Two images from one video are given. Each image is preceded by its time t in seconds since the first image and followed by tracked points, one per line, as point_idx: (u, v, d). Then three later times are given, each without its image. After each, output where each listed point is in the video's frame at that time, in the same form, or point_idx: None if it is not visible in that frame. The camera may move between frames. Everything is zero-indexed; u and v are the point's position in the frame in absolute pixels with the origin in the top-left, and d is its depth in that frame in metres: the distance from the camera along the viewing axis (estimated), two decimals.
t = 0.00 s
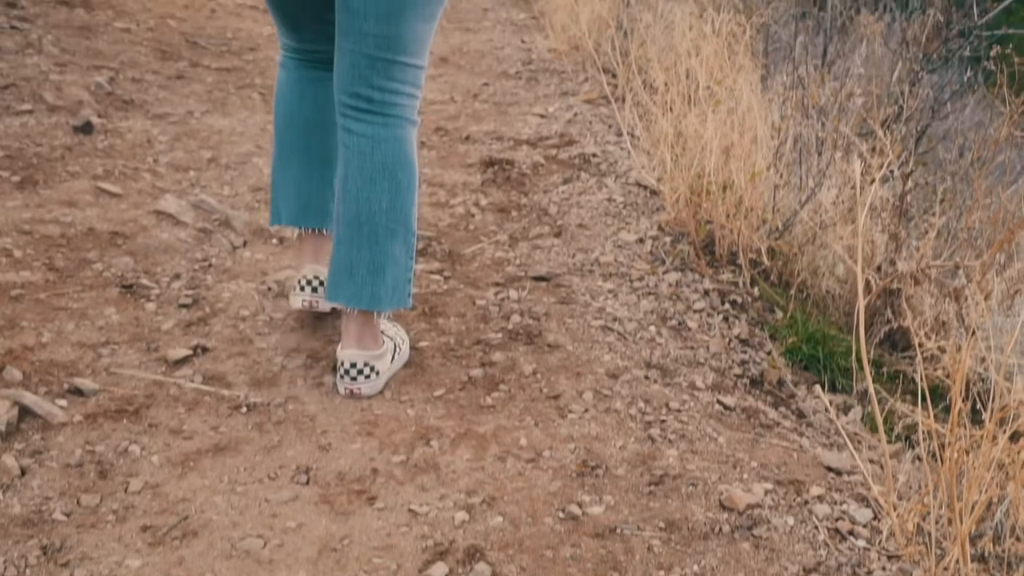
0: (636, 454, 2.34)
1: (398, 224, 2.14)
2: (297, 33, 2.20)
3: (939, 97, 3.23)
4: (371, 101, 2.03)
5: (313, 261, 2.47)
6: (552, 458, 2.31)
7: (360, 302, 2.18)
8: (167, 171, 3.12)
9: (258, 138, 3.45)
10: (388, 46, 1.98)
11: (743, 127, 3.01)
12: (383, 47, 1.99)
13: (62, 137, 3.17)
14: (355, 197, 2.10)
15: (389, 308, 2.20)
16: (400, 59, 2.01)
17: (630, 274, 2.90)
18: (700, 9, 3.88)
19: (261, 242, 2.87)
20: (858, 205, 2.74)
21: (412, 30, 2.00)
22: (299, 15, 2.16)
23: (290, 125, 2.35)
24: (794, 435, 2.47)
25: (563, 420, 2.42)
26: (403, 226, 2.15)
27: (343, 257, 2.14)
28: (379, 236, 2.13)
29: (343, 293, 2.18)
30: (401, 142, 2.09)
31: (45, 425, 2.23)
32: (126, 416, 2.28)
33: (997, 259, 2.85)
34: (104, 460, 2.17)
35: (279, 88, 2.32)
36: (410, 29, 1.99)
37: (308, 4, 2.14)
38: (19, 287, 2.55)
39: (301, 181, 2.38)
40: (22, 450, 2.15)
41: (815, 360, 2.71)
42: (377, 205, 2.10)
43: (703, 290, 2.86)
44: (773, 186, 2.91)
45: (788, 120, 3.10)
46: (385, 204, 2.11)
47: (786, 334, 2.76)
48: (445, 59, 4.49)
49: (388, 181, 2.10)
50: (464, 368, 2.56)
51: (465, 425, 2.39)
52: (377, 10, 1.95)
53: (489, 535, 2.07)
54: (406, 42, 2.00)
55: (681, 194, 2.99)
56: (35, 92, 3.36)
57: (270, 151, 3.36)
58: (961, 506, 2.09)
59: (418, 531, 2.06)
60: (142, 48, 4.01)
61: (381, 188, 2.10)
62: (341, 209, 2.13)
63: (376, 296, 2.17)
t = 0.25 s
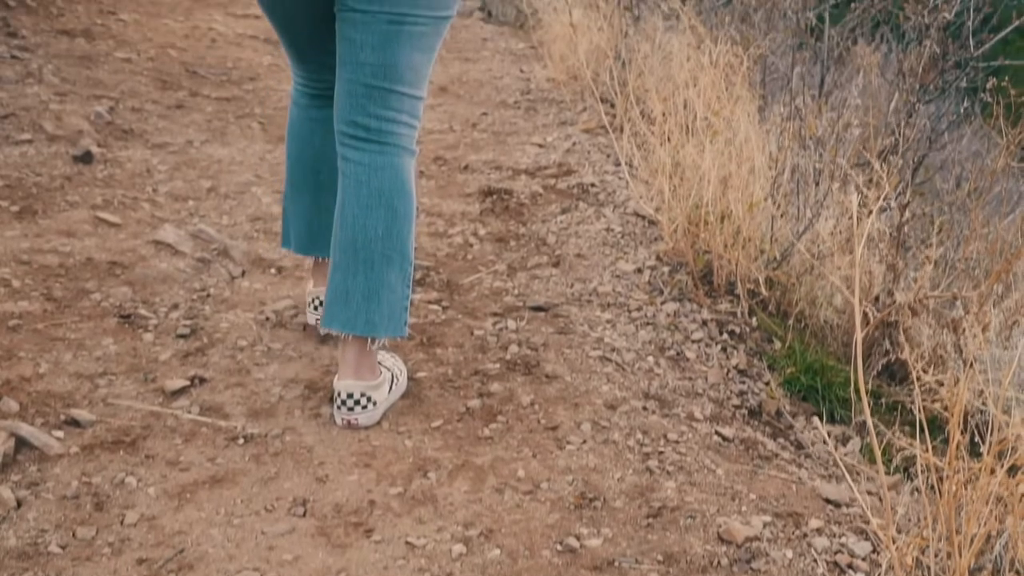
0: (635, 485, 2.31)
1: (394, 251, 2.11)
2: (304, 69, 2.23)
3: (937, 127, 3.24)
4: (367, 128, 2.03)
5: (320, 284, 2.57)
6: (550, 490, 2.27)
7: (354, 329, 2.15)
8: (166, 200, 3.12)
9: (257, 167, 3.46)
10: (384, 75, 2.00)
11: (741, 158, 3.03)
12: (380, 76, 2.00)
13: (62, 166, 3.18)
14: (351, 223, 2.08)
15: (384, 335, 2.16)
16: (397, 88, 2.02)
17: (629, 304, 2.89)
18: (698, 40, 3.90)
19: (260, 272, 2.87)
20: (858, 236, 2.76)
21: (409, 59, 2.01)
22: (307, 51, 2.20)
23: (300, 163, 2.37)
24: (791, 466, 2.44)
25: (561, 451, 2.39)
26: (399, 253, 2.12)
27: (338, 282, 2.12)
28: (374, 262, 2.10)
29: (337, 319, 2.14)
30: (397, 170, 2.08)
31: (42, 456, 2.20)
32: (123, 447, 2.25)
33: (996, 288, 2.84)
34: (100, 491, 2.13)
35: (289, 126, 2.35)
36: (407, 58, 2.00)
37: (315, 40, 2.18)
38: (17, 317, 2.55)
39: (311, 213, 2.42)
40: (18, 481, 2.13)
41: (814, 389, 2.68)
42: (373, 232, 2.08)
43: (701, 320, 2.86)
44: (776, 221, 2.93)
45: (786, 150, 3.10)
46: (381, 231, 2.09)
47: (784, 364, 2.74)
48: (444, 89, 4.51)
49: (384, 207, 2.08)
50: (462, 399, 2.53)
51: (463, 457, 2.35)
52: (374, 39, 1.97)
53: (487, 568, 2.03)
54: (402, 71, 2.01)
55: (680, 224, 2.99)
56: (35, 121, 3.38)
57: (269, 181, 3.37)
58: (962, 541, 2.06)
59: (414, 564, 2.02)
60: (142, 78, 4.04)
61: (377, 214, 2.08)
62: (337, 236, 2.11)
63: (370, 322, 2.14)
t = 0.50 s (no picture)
0: (633, 517, 2.28)
1: (390, 278, 2.09)
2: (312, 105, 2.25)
3: (934, 156, 3.24)
4: (365, 155, 2.02)
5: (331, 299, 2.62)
6: (548, 521, 2.24)
7: (349, 356, 2.11)
8: (165, 230, 3.13)
9: (256, 197, 3.47)
10: (382, 104, 2.00)
11: (738, 188, 3.03)
12: (378, 104, 2.00)
13: (61, 195, 3.18)
14: (349, 250, 2.06)
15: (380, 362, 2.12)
16: (395, 117, 2.02)
17: (627, 333, 2.89)
18: (695, 70, 3.92)
19: (258, 301, 2.87)
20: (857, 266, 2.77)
21: (407, 89, 2.01)
22: (314, 87, 2.22)
23: (309, 200, 2.38)
24: (791, 497, 2.42)
25: (559, 483, 2.36)
26: (396, 280, 2.09)
27: (334, 309, 2.09)
28: (370, 288, 2.07)
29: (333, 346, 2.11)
30: (394, 198, 2.06)
31: (38, 487, 2.17)
32: (119, 478, 2.22)
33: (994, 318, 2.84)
34: (97, 523, 2.10)
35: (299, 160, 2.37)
36: (404, 87, 2.00)
37: (322, 76, 2.20)
38: (14, 347, 2.54)
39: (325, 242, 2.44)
40: (14, 513, 2.09)
41: (813, 419, 2.68)
42: (369, 258, 2.06)
43: (699, 349, 2.85)
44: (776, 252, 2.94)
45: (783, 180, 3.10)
46: (377, 257, 2.07)
47: (783, 395, 2.73)
48: (443, 117, 4.53)
49: (381, 234, 2.06)
50: (459, 429, 2.51)
51: (461, 488, 2.32)
52: (373, 68, 1.98)
53: None
54: (400, 100, 2.01)
55: (677, 254, 3.00)
56: (35, 151, 3.39)
57: (267, 210, 3.38)
58: None
59: None
60: (142, 107, 4.05)
61: (374, 241, 2.07)
62: (334, 263, 2.09)
63: (366, 348, 2.10)
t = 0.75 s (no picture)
0: (631, 548, 2.23)
1: (387, 303, 2.07)
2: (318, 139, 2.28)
3: (931, 185, 3.24)
4: (364, 183, 2.02)
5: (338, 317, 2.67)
6: (545, 552, 2.18)
7: (346, 380, 2.08)
8: (163, 258, 3.13)
9: (254, 226, 3.48)
10: (381, 133, 2.00)
11: (736, 218, 3.04)
12: (377, 133, 2.00)
13: (60, 225, 3.19)
14: (347, 275, 2.05)
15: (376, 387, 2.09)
16: (393, 146, 2.02)
17: (625, 362, 2.88)
18: (692, 99, 3.95)
19: (256, 330, 2.87)
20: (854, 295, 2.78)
21: (405, 118, 2.01)
22: (321, 121, 2.24)
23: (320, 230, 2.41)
24: (791, 528, 2.39)
25: (557, 513, 2.31)
26: (393, 306, 2.08)
27: (331, 334, 2.07)
28: (366, 313, 2.05)
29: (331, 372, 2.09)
30: (392, 225, 2.05)
31: (34, 518, 2.12)
32: (115, 509, 2.18)
33: (992, 348, 2.85)
34: (92, 555, 2.05)
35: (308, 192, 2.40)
36: (403, 116, 2.01)
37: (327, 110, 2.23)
38: (11, 377, 2.53)
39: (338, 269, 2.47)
40: (8, 545, 2.04)
41: (812, 449, 2.66)
42: (366, 284, 2.05)
43: (697, 379, 2.84)
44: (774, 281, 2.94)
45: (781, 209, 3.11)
46: (374, 283, 2.06)
47: (782, 424, 2.71)
48: (442, 146, 4.55)
49: (378, 260, 2.05)
50: (457, 459, 2.46)
51: (458, 519, 2.26)
52: (372, 98, 1.99)
53: None
54: (399, 129, 2.01)
55: (675, 282, 3.00)
56: (34, 180, 3.40)
57: (266, 239, 3.39)
58: None
59: None
60: (141, 136, 4.07)
61: (371, 266, 2.05)
62: (332, 288, 2.08)
63: (362, 372, 2.07)
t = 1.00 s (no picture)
0: None
1: (385, 325, 2.05)
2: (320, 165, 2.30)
3: (928, 214, 3.25)
4: (363, 210, 2.02)
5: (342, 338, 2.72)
6: None
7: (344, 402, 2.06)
8: (162, 287, 3.14)
9: (253, 254, 3.48)
10: (379, 161, 2.01)
11: (734, 247, 3.05)
12: (375, 161, 2.01)
13: (58, 253, 3.20)
14: (344, 298, 2.04)
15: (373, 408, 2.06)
16: (391, 174, 2.02)
17: (623, 391, 2.87)
18: (690, 128, 3.98)
19: (254, 358, 2.86)
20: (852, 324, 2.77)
21: (403, 146, 2.02)
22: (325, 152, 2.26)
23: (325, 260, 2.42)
24: (790, 558, 2.33)
25: (554, 544, 2.25)
26: (391, 328, 2.06)
27: (329, 357, 2.06)
28: (364, 333, 2.03)
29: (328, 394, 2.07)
30: (390, 249, 2.04)
31: (29, 549, 2.07)
32: (111, 539, 2.13)
33: (991, 377, 2.85)
34: None
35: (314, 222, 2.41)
36: (401, 145, 2.01)
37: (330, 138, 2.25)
38: (8, 407, 2.51)
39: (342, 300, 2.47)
40: None
41: (810, 479, 2.61)
42: (364, 306, 2.03)
43: (695, 408, 2.82)
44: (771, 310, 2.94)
45: (779, 238, 3.11)
46: (373, 305, 2.04)
47: (780, 453, 2.67)
48: (440, 174, 4.57)
49: (376, 282, 2.04)
50: (455, 489, 2.42)
51: (456, 549, 2.20)
52: (370, 128, 1.99)
53: None
54: (397, 157, 2.01)
55: (673, 311, 3.00)
56: (33, 209, 3.41)
57: (264, 267, 3.39)
58: None
59: None
60: (140, 164, 4.09)
61: (369, 288, 2.04)
62: (331, 311, 2.07)
63: (359, 393, 2.04)
